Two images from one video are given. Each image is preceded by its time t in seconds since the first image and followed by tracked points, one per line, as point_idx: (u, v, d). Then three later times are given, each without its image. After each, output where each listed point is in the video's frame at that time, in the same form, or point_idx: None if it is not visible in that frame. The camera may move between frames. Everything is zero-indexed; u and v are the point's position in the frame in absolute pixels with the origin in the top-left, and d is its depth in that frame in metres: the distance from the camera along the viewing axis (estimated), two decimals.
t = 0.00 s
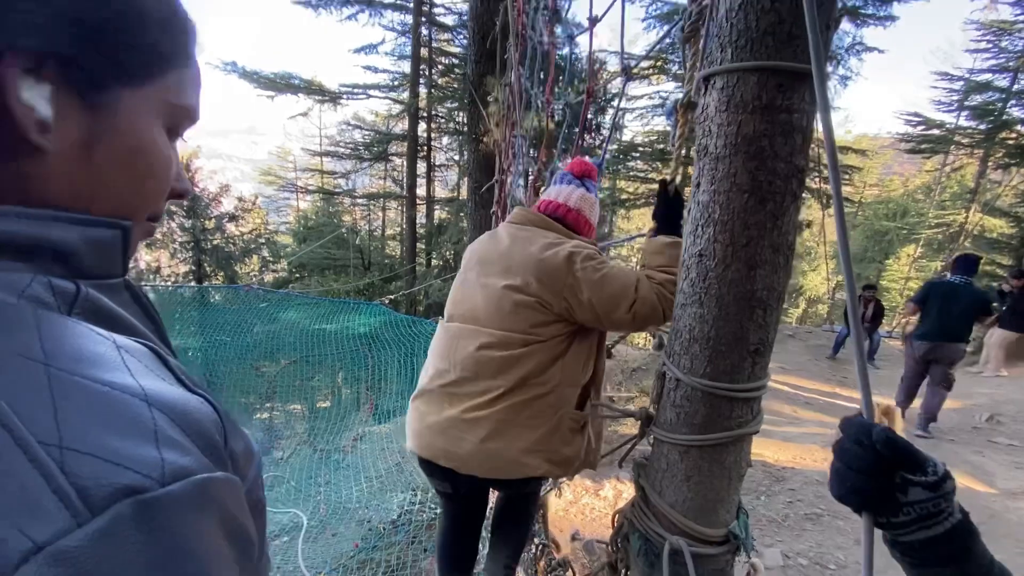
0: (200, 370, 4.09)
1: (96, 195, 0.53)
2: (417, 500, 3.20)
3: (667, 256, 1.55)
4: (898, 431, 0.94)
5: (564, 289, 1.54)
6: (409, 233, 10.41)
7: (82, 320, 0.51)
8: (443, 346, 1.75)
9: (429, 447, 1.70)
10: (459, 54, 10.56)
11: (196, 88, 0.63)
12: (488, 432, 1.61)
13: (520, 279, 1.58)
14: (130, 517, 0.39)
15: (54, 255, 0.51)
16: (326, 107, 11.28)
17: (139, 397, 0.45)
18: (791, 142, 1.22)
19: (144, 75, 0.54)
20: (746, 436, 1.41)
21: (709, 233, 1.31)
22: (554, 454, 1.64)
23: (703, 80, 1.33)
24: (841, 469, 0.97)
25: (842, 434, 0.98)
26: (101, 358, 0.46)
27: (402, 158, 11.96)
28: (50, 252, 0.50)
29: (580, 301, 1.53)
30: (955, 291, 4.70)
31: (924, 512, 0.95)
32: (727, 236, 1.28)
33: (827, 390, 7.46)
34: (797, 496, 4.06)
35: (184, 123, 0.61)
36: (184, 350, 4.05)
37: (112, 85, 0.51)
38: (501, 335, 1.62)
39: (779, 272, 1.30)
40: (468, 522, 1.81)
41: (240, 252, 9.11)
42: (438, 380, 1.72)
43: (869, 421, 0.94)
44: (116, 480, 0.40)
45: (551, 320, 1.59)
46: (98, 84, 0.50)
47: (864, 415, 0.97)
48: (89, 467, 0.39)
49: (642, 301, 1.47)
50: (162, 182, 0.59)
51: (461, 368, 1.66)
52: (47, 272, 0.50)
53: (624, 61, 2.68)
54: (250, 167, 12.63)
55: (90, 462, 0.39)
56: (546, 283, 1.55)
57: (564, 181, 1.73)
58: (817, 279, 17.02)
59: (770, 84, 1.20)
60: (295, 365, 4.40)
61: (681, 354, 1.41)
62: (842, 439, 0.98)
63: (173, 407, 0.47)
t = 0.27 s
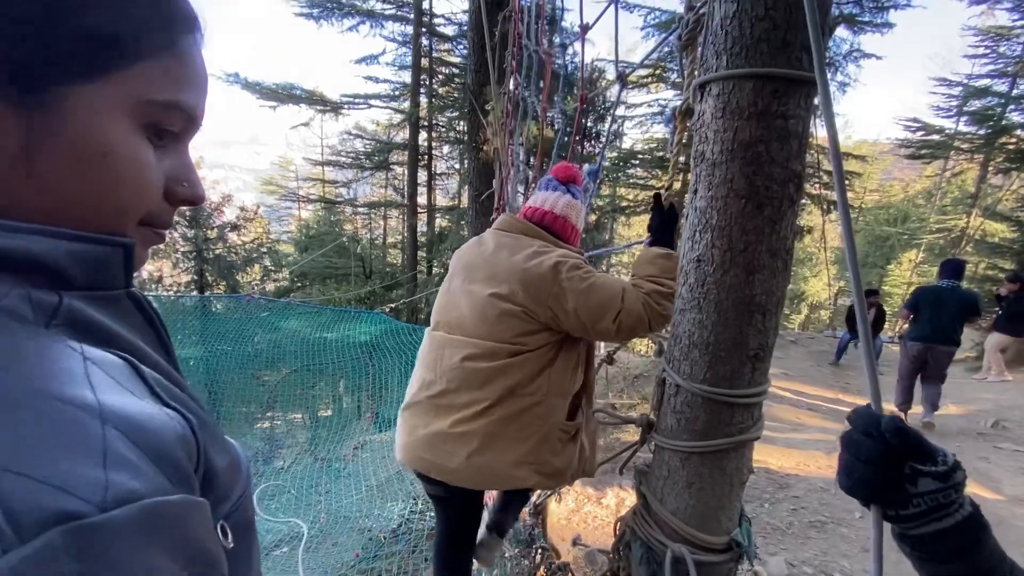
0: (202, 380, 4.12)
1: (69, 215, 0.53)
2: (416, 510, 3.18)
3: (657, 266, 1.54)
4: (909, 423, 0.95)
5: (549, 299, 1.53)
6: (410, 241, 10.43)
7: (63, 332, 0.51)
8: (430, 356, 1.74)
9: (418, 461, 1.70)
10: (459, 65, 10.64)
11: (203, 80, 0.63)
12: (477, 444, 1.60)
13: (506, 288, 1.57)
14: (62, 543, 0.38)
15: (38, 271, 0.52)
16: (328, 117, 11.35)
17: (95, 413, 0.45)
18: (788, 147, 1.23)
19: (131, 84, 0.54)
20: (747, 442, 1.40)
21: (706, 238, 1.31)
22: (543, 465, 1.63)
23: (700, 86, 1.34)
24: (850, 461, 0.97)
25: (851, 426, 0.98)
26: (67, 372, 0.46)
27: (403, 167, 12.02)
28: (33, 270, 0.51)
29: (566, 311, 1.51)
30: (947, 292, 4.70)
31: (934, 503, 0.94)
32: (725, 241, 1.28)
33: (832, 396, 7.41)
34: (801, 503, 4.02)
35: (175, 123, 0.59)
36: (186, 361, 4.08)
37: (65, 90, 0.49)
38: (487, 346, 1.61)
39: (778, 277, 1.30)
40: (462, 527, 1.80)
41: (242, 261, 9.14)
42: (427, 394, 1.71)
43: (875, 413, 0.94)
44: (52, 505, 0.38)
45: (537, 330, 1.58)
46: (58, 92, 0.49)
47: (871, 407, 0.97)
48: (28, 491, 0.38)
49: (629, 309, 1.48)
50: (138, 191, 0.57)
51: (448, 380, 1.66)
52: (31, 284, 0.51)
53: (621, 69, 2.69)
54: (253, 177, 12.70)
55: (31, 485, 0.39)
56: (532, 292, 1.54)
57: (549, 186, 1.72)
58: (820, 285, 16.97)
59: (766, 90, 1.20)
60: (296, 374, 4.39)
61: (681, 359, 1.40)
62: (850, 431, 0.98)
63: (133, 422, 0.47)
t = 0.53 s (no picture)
0: (208, 389, 4.10)
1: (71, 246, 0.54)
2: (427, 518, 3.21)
3: (642, 275, 1.57)
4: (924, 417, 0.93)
5: (538, 310, 1.50)
6: (415, 248, 10.47)
7: (71, 365, 0.51)
8: (427, 376, 1.74)
9: (424, 478, 1.72)
10: (463, 73, 10.70)
11: (210, 117, 0.65)
12: (480, 460, 1.62)
13: (495, 302, 1.55)
14: None
15: (47, 296, 0.52)
16: (334, 125, 11.44)
17: (92, 453, 0.43)
18: (793, 157, 1.23)
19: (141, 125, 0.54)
20: (756, 452, 1.39)
21: (713, 248, 1.31)
22: (545, 473, 1.66)
23: (703, 98, 1.35)
24: (861, 458, 0.96)
25: (863, 422, 0.97)
26: (66, 407, 0.44)
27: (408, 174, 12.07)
28: (43, 295, 0.51)
29: (555, 322, 1.50)
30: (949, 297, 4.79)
31: (950, 501, 0.95)
32: (732, 251, 1.28)
33: (840, 402, 7.35)
34: (811, 512, 3.98)
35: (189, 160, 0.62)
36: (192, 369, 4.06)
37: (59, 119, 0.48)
38: (479, 363, 1.61)
39: (786, 286, 1.30)
40: (469, 533, 1.84)
41: (248, 269, 9.21)
42: (428, 414, 1.72)
43: (889, 409, 0.93)
44: (43, 557, 0.36)
45: (527, 341, 1.57)
46: (54, 122, 0.47)
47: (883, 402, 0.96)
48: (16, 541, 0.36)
49: (618, 318, 1.49)
50: (150, 224, 0.59)
51: (446, 400, 1.67)
52: (39, 309, 0.51)
53: (624, 77, 2.69)
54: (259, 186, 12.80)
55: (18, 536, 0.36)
56: (519, 304, 1.52)
57: (537, 191, 1.69)
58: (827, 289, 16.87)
59: (771, 100, 1.21)
60: (302, 382, 4.42)
61: (689, 369, 1.40)
62: (862, 427, 0.97)
63: (135, 464, 0.45)
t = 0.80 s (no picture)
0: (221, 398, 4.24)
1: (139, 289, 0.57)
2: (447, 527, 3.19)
3: (652, 287, 1.58)
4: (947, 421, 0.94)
5: (550, 327, 1.51)
6: (424, 256, 10.53)
7: (142, 400, 0.55)
8: (445, 390, 1.77)
9: (449, 488, 1.74)
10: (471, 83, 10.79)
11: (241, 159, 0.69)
12: (502, 471, 1.64)
13: (507, 320, 1.56)
14: None
15: (118, 336, 0.54)
16: (343, 136, 11.59)
17: (188, 485, 0.48)
18: (805, 175, 1.24)
19: (194, 183, 0.57)
20: (771, 469, 1.39)
21: (726, 265, 1.32)
22: (566, 480, 1.68)
23: (715, 117, 1.36)
24: (882, 463, 0.95)
25: (884, 425, 0.97)
26: (154, 445, 0.49)
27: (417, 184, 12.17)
28: (114, 335, 0.54)
29: (567, 338, 1.51)
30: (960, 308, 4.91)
31: (973, 507, 0.95)
32: (745, 268, 1.29)
33: (854, 410, 7.25)
34: (826, 523, 3.93)
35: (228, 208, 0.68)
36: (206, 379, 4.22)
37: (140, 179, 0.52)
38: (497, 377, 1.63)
39: (799, 303, 1.30)
40: (490, 543, 1.86)
41: (259, 279, 9.30)
42: (449, 425, 1.74)
43: (912, 413, 0.93)
44: None
45: (541, 357, 1.58)
46: (135, 186, 0.52)
47: (904, 406, 0.97)
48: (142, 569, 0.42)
49: (629, 332, 1.51)
50: (200, 262, 0.64)
51: (468, 415, 1.68)
52: (112, 351, 0.54)
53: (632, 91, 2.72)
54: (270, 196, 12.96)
55: (141, 564, 0.42)
56: (529, 322, 1.53)
57: (533, 199, 1.68)
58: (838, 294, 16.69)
59: (782, 119, 1.22)
60: (313, 390, 4.40)
61: (703, 386, 1.41)
62: (883, 431, 0.97)
63: (220, 494, 0.50)
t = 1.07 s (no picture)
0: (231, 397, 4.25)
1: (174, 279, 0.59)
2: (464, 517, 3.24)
3: (664, 279, 1.57)
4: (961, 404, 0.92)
5: (565, 321, 1.52)
6: (430, 255, 10.54)
7: (177, 382, 0.56)
8: (465, 378, 1.78)
9: (469, 475, 1.74)
10: (475, 82, 10.79)
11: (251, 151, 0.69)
12: (519, 463, 1.65)
13: (523, 315, 1.57)
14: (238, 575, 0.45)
15: (152, 324, 0.55)
16: (349, 136, 11.62)
17: (237, 458, 0.51)
18: (815, 166, 1.23)
19: (219, 165, 0.59)
20: (782, 464, 1.38)
21: (737, 258, 1.31)
22: (583, 470, 1.68)
23: (724, 109, 1.35)
24: (894, 447, 0.95)
25: (895, 410, 0.95)
26: (201, 423, 0.52)
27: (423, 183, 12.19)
28: (148, 323, 0.55)
29: (582, 332, 1.51)
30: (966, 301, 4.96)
31: (990, 491, 0.94)
32: (755, 262, 1.28)
33: (864, 407, 7.19)
34: (837, 520, 3.90)
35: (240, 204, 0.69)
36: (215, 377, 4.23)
37: (181, 167, 0.55)
38: (513, 370, 1.63)
39: (810, 296, 1.29)
40: (502, 538, 1.88)
41: (268, 279, 9.36)
42: (468, 413, 1.75)
43: (924, 397, 0.92)
44: (224, 544, 0.45)
45: (556, 350, 1.59)
46: (174, 173, 0.55)
47: (915, 390, 0.95)
48: (206, 533, 0.45)
49: (644, 324, 1.51)
50: (219, 250, 0.64)
51: (486, 404, 1.69)
52: (145, 338, 0.55)
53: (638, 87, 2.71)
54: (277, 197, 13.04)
55: (204, 528, 0.45)
56: (545, 318, 1.54)
57: (516, 196, 1.63)
58: (848, 291, 16.53)
59: (793, 110, 1.21)
60: (322, 388, 4.42)
61: (713, 380, 1.40)
62: (895, 416, 0.96)
63: (267, 466, 0.53)
